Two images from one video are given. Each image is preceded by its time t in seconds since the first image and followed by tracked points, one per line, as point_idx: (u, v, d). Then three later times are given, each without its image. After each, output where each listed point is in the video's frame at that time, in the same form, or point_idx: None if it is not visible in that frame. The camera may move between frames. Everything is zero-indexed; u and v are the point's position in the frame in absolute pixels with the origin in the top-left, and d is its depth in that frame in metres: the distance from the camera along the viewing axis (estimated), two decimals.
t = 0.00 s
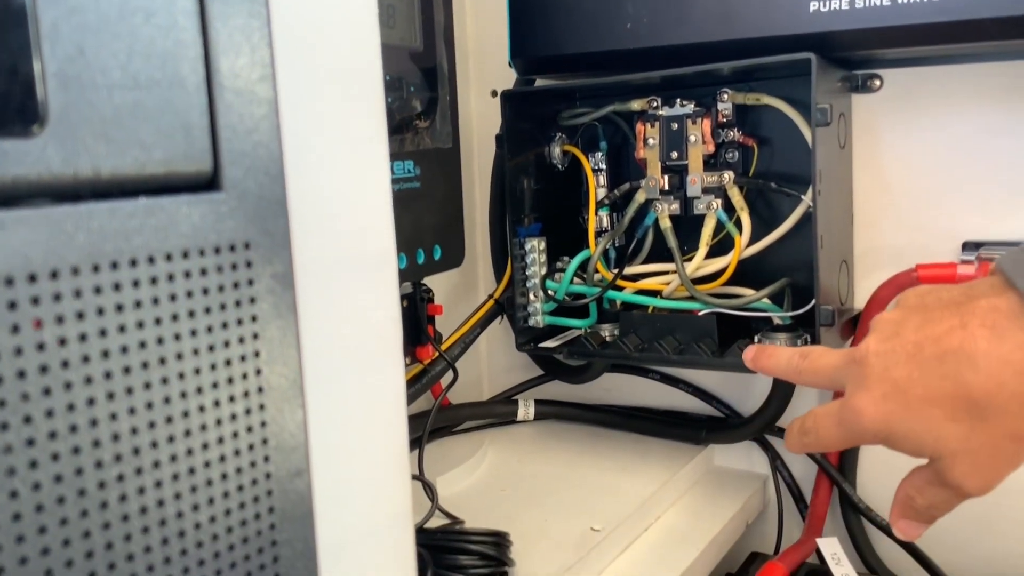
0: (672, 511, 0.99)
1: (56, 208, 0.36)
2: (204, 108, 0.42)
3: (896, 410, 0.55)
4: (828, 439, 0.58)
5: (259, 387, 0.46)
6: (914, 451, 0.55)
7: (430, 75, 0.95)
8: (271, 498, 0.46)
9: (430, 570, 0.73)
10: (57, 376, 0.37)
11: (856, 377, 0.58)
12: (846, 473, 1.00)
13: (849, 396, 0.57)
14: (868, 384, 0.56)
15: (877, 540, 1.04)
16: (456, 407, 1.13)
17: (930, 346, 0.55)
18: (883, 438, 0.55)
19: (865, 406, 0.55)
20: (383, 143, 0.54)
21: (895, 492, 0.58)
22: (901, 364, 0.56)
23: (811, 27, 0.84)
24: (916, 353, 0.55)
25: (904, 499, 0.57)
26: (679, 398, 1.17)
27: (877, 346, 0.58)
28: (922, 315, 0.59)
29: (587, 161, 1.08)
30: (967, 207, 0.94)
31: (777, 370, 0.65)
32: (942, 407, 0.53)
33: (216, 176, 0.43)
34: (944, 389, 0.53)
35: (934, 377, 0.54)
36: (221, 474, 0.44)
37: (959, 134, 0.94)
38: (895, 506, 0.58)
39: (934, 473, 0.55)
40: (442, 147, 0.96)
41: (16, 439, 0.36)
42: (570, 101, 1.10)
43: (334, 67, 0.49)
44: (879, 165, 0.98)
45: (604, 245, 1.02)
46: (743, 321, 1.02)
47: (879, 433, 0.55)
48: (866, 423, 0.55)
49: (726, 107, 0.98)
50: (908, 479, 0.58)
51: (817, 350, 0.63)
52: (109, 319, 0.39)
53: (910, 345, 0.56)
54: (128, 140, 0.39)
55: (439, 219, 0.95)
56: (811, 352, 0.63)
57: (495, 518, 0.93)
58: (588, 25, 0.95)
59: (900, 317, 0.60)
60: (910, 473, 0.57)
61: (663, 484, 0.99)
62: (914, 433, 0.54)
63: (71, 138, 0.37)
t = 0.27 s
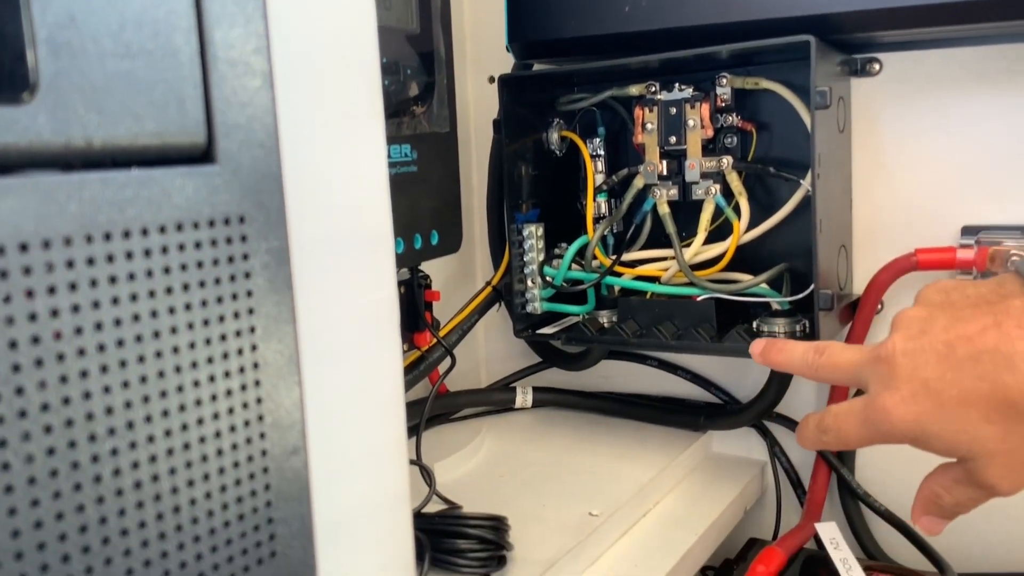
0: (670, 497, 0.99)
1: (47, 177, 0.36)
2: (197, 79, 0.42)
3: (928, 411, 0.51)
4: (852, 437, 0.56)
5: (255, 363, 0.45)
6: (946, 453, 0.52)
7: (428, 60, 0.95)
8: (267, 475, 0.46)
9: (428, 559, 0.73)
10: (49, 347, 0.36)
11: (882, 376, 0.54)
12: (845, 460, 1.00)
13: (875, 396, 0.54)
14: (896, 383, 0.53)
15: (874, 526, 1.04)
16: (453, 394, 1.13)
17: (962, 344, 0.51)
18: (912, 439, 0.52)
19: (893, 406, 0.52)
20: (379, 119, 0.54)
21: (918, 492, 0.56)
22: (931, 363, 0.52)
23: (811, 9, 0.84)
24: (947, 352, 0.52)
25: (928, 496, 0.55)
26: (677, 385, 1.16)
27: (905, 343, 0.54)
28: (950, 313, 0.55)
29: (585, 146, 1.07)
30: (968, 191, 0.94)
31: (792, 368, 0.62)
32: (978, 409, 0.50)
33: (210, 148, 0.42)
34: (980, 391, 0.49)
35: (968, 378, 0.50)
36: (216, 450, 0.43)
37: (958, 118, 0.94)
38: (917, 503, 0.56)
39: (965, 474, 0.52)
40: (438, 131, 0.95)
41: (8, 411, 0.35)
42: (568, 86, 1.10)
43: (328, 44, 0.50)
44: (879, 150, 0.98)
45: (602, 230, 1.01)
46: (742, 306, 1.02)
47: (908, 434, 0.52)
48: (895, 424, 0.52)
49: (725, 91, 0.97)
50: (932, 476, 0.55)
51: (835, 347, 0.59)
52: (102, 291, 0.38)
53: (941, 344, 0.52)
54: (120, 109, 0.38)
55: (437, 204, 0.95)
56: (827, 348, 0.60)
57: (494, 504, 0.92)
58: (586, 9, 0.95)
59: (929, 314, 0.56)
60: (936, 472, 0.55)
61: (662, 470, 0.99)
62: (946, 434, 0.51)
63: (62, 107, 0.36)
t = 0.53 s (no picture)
0: (667, 487, 0.99)
1: (37, 162, 0.35)
2: (189, 64, 0.41)
3: (923, 409, 0.47)
4: (846, 439, 0.52)
5: (248, 351, 0.45)
6: (939, 450, 0.49)
7: (423, 50, 0.94)
8: (261, 463, 0.46)
9: (424, 550, 0.73)
10: (40, 334, 0.36)
11: (875, 376, 0.50)
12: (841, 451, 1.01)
13: (868, 395, 0.50)
14: (891, 382, 0.49)
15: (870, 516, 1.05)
16: (449, 386, 1.13)
17: (958, 342, 0.48)
18: (907, 438, 0.49)
19: (888, 405, 0.48)
20: (372, 107, 0.54)
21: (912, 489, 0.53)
22: (926, 361, 0.48)
23: None
24: (943, 350, 0.48)
25: (923, 492, 0.52)
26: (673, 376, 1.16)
27: (897, 340, 0.50)
28: (943, 310, 0.52)
29: (581, 138, 1.07)
30: (964, 181, 0.94)
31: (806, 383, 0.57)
32: (975, 408, 0.46)
33: (201, 134, 0.42)
34: (977, 389, 0.46)
35: (965, 376, 0.47)
36: (209, 438, 0.43)
37: (955, 107, 0.94)
38: (912, 499, 0.53)
39: (961, 470, 0.49)
40: (434, 122, 0.95)
41: None
42: (564, 77, 1.09)
43: (322, 31, 0.50)
44: (875, 140, 0.98)
45: (598, 222, 1.01)
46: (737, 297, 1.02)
47: (902, 434, 0.49)
48: (890, 424, 0.49)
49: (721, 81, 0.97)
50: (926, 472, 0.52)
51: (838, 354, 0.54)
52: (93, 278, 0.38)
53: (936, 341, 0.49)
54: (109, 94, 0.38)
55: (433, 195, 0.94)
56: (830, 356, 0.54)
57: (491, 495, 0.92)
58: None
59: (920, 311, 0.53)
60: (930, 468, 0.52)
61: (659, 461, 0.99)
62: (944, 433, 0.47)
63: (51, 91, 0.36)
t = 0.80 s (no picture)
0: (665, 476, 0.99)
1: (28, 138, 0.35)
2: (181, 42, 0.41)
3: (966, 441, 0.56)
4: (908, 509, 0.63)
5: (242, 332, 0.45)
6: (1005, 486, 0.56)
7: (420, 38, 0.94)
8: (256, 446, 0.46)
9: (422, 537, 0.73)
10: (32, 312, 0.35)
11: (908, 422, 0.61)
12: (840, 439, 1.01)
13: (905, 447, 0.60)
14: (925, 427, 0.59)
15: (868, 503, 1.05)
16: (447, 376, 1.12)
17: (988, 367, 0.59)
18: (959, 478, 0.57)
19: (931, 446, 0.58)
20: (368, 90, 0.54)
21: (964, 550, 0.63)
22: (957, 395, 0.58)
23: None
24: (971, 378, 0.59)
25: (975, 545, 0.62)
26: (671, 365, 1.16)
27: (922, 381, 0.61)
28: (964, 346, 0.63)
29: (579, 127, 1.06)
30: (962, 168, 0.94)
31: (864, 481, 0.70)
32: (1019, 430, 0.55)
33: (194, 113, 0.42)
34: (1017, 411, 0.55)
35: (1002, 403, 0.56)
36: (204, 420, 0.43)
37: (953, 94, 0.94)
38: (964, 557, 0.63)
39: (1007, 513, 0.59)
40: (430, 110, 0.94)
41: None
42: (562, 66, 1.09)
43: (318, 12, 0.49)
44: (873, 127, 0.98)
45: (595, 211, 1.01)
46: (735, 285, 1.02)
47: (957, 474, 0.57)
48: (936, 466, 0.57)
49: (719, 69, 0.96)
50: (976, 525, 0.62)
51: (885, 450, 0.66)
52: (85, 256, 0.37)
53: (956, 382, 0.59)
54: (101, 71, 0.37)
55: (430, 183, 0.94)
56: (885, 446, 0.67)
57: (490, 483, 0.92)
58: None
59: (939, 351, 0.65)
60: (982, 518, 0.61)
61: (657, 450, 0.99)
62: (992, 467, 0.56)
63: (42, 67, 0.35)
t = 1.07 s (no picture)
0: (664, 466, 0.99)
1: (21, 121, 0.35)
2: (175, 25, 0.41)
3: (999, 474, 0.45)
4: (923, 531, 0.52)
5: (238, 318, 0.44)
6: None
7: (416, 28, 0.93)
8: (252, 433, 0.45)
9: (420, 527, 0.73)
10: (25, 296, 0.35)
11: (931, 450, 0.49)
12: (838, 429, 1.01)
13: (931, 474, 0.48)
14: (948, 454, 0.47)
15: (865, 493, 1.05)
16: (445, 368, 1.12)
17: (1018, 396, 0.46)
18: (989, 510, 0.46)
19: (962, 481, 0.46)
20: (363, 76, 0.54)
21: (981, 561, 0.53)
22: (986, 424, 0.46)
23: None
24: (1001, 411, 0.46)
25: (997, 563, 0.52)
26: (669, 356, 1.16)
27: (945, 409, 0.48)
28: (989, 365, 0.50)
29: (576, 118, 1.06)
30: (960, 157, 0.94)
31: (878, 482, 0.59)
32: None
33: (188, 97, 0.41)
34: None
35: None
36: (200, 406, 0.43)
37: (950, 83, 0.93)
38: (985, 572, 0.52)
39: None
40: (427, 100, 0.94)
41: None
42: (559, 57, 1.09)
43: None
44: (871, 116, 0.98)
45: (592, 202, 1.01)
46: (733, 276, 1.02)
47: (985, 508, 0.46)
48: (969, 499, 0.46)
49: (716, 59, 0.96)
50: (998, 541, 0.52)
51: (898, 461, 0.56)
52: (79, 240, 0.37)
53: (986, 404, 0.47)
54: (93, 54, 0.37)
55: (427, 174, 0.94)
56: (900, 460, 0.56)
57: (487, 474, 0.92)
58: None
59: (959, 372, 0.52)
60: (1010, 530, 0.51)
61: (655, 440, 0.99)
62: None
63: (34, 49, 0.35)
